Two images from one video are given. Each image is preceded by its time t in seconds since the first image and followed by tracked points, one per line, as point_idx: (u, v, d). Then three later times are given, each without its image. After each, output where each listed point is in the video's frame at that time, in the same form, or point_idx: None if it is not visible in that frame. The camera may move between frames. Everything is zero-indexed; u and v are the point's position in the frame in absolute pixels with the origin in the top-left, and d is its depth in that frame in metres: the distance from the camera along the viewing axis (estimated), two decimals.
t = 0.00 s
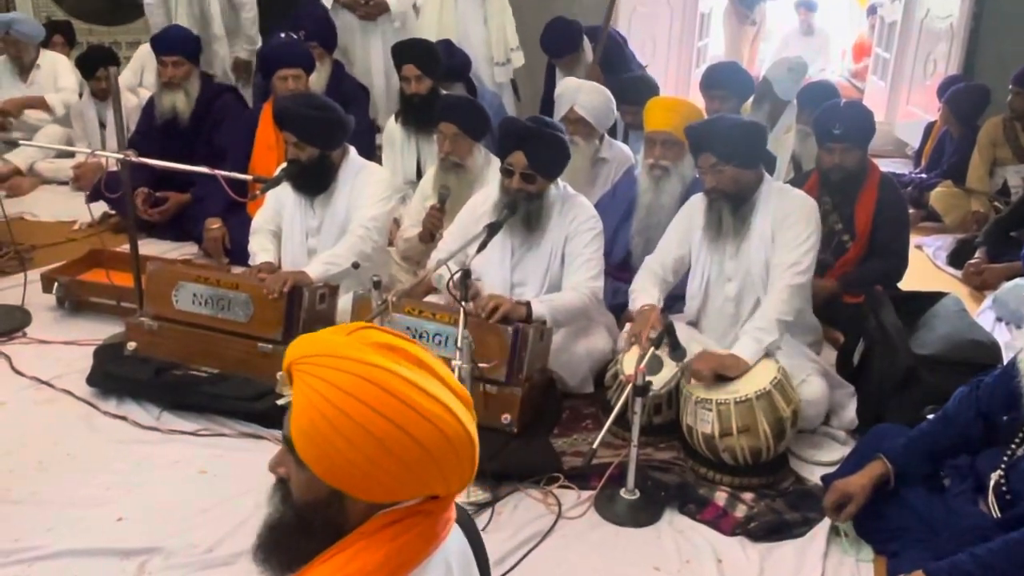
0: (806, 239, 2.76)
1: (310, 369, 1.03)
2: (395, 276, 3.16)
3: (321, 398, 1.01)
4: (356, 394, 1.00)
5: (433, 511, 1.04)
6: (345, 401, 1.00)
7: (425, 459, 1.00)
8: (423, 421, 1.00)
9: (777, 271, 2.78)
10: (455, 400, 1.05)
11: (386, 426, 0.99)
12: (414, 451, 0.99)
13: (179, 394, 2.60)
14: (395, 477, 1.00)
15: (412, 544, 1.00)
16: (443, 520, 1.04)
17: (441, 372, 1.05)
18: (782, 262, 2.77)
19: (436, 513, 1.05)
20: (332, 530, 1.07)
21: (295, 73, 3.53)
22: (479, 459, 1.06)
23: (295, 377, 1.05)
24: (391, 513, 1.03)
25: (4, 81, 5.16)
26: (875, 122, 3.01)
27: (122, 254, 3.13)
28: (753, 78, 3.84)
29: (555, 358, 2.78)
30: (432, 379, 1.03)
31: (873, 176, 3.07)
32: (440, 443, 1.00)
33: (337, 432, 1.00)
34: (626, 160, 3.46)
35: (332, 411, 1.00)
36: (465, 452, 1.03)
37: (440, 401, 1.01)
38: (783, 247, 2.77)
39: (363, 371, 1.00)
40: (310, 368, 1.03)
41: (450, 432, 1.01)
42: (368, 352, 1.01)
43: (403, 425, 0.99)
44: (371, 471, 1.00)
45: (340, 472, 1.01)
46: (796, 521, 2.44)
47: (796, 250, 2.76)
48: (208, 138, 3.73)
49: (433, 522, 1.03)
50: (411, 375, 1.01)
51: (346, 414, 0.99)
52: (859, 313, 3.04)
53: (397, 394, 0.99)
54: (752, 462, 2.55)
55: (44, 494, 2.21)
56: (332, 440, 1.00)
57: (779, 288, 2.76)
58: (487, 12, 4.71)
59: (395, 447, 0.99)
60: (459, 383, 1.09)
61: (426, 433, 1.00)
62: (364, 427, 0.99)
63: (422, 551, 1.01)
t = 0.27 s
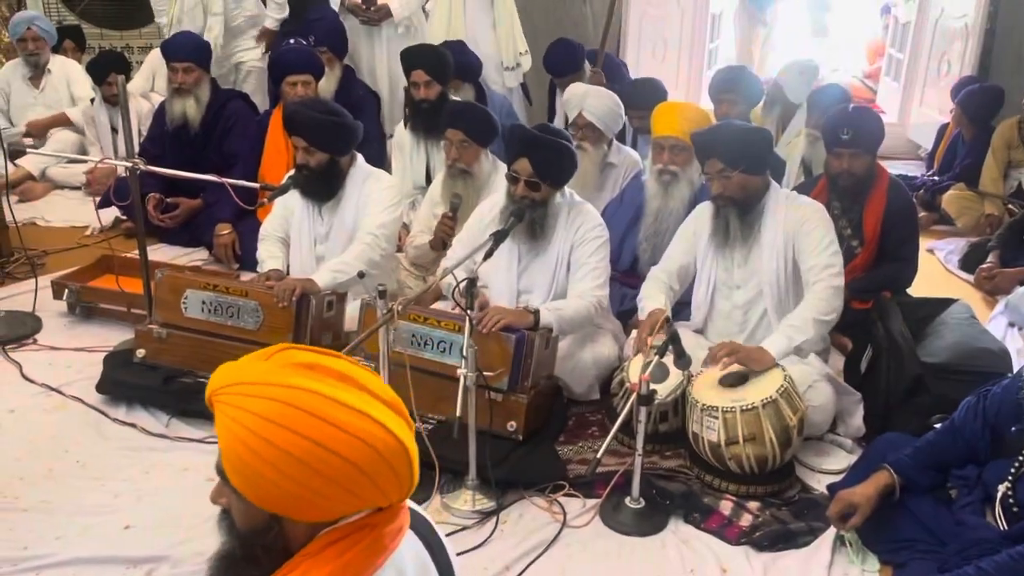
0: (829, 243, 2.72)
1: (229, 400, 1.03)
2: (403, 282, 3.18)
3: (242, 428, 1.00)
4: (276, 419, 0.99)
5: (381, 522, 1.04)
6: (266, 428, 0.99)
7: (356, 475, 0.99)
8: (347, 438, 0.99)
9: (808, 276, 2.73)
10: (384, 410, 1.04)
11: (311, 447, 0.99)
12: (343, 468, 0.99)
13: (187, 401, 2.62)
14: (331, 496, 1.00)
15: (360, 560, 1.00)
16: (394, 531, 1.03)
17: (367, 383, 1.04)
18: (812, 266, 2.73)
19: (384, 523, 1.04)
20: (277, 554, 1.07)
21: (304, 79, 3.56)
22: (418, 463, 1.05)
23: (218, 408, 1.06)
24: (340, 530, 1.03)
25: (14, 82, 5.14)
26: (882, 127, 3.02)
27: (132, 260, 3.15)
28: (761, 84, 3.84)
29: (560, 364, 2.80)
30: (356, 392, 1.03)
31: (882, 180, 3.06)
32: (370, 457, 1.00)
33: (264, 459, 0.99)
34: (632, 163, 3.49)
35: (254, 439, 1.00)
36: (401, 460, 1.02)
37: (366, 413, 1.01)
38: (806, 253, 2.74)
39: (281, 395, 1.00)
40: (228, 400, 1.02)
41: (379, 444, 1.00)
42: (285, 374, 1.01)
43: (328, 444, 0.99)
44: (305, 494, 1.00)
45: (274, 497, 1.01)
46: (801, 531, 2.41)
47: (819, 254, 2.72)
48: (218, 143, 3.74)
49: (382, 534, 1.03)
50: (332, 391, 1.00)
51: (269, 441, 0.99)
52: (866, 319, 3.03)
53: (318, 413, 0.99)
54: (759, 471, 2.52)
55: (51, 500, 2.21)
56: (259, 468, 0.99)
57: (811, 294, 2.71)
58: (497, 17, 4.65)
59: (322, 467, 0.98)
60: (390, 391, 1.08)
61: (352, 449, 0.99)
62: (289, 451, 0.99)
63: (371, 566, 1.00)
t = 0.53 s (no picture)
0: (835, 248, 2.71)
1: (169, 414, 1.03)
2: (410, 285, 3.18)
3: (183, 442, 1.01)
4: (215, 428, 1.00)
5: (339, 520, 1.04)
6: (205, 438, 1.00)
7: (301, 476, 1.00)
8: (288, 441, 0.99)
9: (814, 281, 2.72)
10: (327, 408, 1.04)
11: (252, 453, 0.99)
12: (287, 471, 0.99)
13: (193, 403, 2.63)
14: (280, 500, 1.01)
15: (317, 560, 1.00)
16: (353, 528, 1.03)
17: (307, 383, 1.04)
18: (820, 269, 2.71)
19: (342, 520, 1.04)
20: (236, 562, 1.07)
21: (312, 82, 3.57)
22: (369, 459, 1.05)
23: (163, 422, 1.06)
24: (297, 532, 1.03)
25: (23, 86, 5.16)
26: (893, 128, 2.99)
27: (139, 263, 3.17)
28: (769, 85, 3.83)
29: (567, 367, 2.80)
30: (296, 394, 1.03)
31: (891, 181, 3.04)
32: (314, 457, 1.00)
33: (207, 469, 1.00)
34: (640, 165, 3.49)
35: (195, 450, 1.00)
36: (349, 456, 1.02)
37: (305, 414, 1.01)
38: (812, 257, 2.73)
39: (218, 405, 1.00)
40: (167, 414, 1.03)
41: (321, 444, 1.00)
42: (222, 383, 1.01)
43: (268, 448, 0.99)
44: (253, 500, 1.00)
45: (223, 505, 1.01)
46: (808, 535, 2.38)
47: (825, 257, 2.71)
48: (226, 147, 3.76)
49: (340, 532, 1.03)
50: (269, 395, 1.01)
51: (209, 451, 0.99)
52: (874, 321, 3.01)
53: (257, 419, 0.99)
54: (765, 475, 2.51)
55: (58, 503, 2.21)
56: (204, 478, 1.00)
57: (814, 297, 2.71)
58: (503, 19, 4.61)
59: (265, 472, 0.99)
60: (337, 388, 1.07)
61: (295, 451, 0.99)
62: (231, 459, 0.99)
63: (327, 566, 1.00)
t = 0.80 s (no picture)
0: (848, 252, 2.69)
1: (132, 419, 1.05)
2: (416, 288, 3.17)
3: (145, 446, 1.02)
4: (176, 431, 1.01)
5: (304, 522, 1.04)
6: (166, 442, 1.01)
7: (260, 478, 1.00)
8: (246, 442, 1.00)
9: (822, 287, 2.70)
10: (289, 411, 1.05)
11: (211, 455, 1.00)
12: (246, 472, 1.00)
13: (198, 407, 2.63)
14: (243, 501, 1.01)
15: (280, 560, 1.00)
16: (318, 530, 1.03)
17: (269, 386, 1.05)
18: (827, 273, 2.70)
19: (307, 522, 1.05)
20: (204, 565, 1.08)
21: (318, 86, 3.58)
22: (332, 459, 1.05)
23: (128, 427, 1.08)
24: (262, 535, 1.03)
25: (33, 88, 5.18)
26: (899, 132, 2.96)
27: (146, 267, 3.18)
28: (777, 89, 3.81)
29: (572, 371, 2.79)
30: (257, 396, 1.04)
31: (897, 186, 3.03)
32: (272, 459, 1.00)
33: (168, 472, 1.01)
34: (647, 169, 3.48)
35: (156, 454, 1.01)
36: (309, 457, 1.02)
37: (265, 415, 1.02)
38: (821, 262, 2.71)
39: (177, 408, 1.02)
40: (129, 419, 1.04)
41: (280, 445, 1.01)
42: (182, 386, 1.03)
43: (227, 449, 1.00)
44: (215, 502, 1.01)
45: (186, 507, 1.02)
46: (815, 541, 2.37)
47: (834, 261, 2.69)
48: (233, 151, 3.77)
49: (304, 534, 1.03)
50: (229, 397, 1.02)
51: (170, 454, 1.01)
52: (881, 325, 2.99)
53: (216, 421, 1.01)
54: (771, 480, 2.49)
55: (63, 507, 2.22)
56: (166, 481, 1.01)
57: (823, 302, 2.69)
58: (509, 23, 4.63)
59: (225, 474, 1.00)
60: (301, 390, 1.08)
61: (253, 452, 1.00)
62: (191, 462, 1.00)
63: (291, 566, 1.00)
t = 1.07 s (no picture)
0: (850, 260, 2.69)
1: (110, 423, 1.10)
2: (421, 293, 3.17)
3: (122, 450, 1.07)
4: (151, 435, 1.06)
5: (277, 522, 1.08)
6: (142, 445, 1.06)
7: (232, 479, 1.05)
8: (219, 445, 1.05)
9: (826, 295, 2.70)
10: (262, 414, 1.09)
11: (185, 457, 1.05)
12: (219, 474, 1.05)
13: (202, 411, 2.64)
14: (217, 502, 1.06)
15: (253, 560, 1.04)
16: (292, 529, 1.08)
17: (242, 390, 1.10)
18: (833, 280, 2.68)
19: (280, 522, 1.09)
20: (179, 565, 1.12)
21: (324, 91, 3.61)
22: (305, 460, 1.10)
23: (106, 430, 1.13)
24: (238, 534, 1.08)
25: (41, 95, 5.19)
26: (905, 137, 2.95)
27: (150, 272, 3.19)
28: (782, 94, 3.78)
29: (574, 377, 2.79)
30: (230, 400, 1.09)
31: (904, 192, 3.01)
32: (243, 461, 1.05)
33: (144, 474, 1.06)
34: (652, 174, 3.48)
35: (133, 457, 1.06)
36: (281, 459, 1.07)
37: (238, 419, 1.06)
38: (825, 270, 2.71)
39: (153, 412, 1.06)
40: (107, 423, 1.09)
41: (252, 448, 1.06)
42: (157, 391, 1.08)
43: (199, 452, 1.05)
44: (189, 502, 1.06)
45: (162, 509, 1.07)
46: (818, 549, 2.35)
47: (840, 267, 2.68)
48: (240, 156, 3.79)
49: (277, 533, 1.07)
50: (203, 401, 1.07)
51: (145, 457, 1.05)
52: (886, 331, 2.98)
53: (190, 425, 1.05)
54: (775, 487, 2.48)
55: (65, 511, 2.23)
56: (141, 483, 1.06)
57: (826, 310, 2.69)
58: (514, 29, 4.56)
59: (199, 476, 1.04)
60: (275, 394, 1.13)
61: (225, 454, 1.05)
62: (165, 464, 1.05)
63: (265, 565, 1.04)
